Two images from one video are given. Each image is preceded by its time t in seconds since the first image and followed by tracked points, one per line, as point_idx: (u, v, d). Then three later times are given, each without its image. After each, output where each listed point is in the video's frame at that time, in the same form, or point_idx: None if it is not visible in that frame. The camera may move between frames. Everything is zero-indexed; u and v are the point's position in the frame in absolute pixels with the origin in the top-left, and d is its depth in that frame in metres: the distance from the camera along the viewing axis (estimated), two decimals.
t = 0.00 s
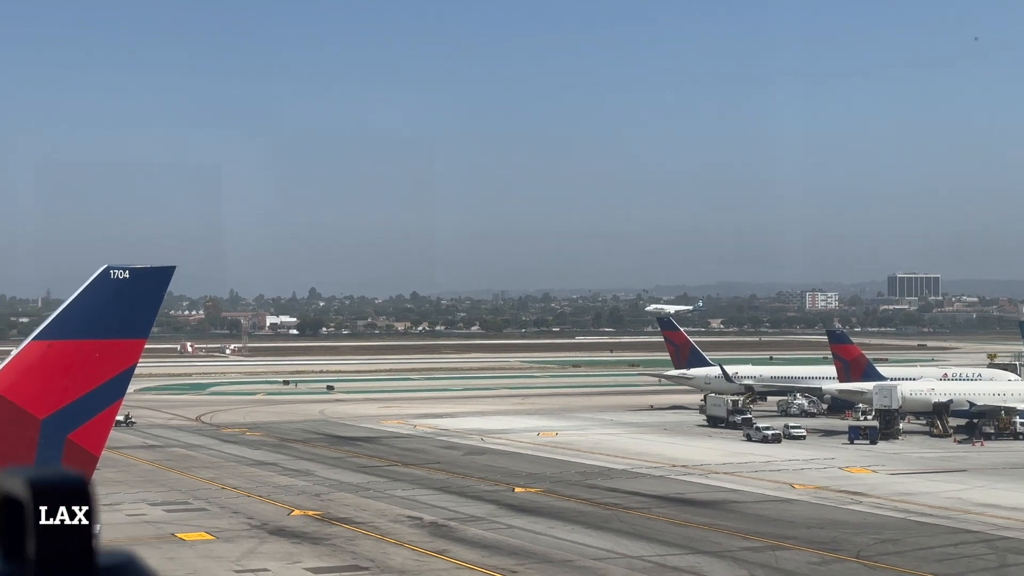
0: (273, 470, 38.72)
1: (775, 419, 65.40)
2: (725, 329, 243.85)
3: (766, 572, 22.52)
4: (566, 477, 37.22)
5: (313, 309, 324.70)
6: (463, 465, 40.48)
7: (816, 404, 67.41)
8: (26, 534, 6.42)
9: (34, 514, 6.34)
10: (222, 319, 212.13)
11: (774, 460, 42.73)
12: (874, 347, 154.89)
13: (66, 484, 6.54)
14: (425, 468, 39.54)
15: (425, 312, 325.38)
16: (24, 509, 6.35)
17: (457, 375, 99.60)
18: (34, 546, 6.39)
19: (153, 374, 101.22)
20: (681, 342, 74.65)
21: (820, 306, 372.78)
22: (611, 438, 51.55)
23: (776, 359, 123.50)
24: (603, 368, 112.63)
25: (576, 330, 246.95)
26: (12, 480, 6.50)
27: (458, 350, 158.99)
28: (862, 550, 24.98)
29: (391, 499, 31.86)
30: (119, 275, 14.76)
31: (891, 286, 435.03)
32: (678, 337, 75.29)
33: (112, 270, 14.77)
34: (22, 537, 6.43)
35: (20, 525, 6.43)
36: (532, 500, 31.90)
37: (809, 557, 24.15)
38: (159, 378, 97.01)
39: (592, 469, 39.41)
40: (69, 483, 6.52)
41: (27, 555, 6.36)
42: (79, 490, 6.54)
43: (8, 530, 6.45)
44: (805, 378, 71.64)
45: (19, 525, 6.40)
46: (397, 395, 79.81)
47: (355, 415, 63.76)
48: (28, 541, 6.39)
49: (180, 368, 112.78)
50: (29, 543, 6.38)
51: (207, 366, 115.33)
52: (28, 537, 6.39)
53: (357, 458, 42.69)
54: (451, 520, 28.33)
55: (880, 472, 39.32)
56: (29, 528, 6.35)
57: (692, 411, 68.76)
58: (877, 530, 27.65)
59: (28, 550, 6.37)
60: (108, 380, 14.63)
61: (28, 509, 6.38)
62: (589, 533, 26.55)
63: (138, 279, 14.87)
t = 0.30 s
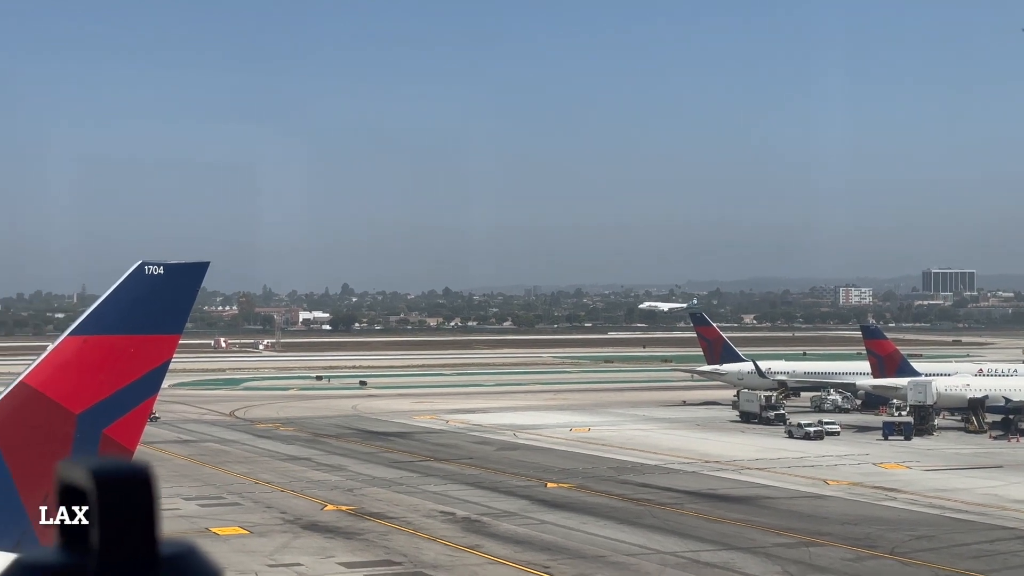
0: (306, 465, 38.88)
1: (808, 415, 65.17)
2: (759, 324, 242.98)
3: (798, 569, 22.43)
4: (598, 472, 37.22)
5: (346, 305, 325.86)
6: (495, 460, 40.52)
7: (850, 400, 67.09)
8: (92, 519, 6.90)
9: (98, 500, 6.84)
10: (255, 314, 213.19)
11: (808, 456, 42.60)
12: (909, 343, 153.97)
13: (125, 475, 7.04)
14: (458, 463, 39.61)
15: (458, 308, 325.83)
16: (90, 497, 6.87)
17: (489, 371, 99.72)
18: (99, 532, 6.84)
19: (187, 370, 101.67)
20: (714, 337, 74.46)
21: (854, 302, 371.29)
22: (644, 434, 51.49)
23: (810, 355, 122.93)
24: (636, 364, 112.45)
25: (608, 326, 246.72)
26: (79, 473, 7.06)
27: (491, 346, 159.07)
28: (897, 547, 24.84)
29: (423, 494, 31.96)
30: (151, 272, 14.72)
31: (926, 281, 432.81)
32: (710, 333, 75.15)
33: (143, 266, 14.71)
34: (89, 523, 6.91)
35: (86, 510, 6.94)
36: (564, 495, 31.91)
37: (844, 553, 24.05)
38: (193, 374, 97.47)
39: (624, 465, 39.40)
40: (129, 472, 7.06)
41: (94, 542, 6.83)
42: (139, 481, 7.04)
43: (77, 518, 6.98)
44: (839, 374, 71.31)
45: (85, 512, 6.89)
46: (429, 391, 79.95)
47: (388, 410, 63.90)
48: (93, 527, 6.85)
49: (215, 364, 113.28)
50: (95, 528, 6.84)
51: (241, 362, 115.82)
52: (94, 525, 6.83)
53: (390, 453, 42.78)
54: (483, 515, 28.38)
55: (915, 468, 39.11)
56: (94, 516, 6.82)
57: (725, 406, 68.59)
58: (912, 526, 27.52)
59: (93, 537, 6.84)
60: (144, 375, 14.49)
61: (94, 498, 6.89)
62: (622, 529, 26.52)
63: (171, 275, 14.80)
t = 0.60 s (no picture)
0: (343, 460, 39.04)
1: (846, 411, 64.83)
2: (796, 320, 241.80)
3: (835, 565, 22.34)
4: (634, 468, 37.19)
5: (383, 300, 326.46)
6: (531, 455, 40.57)
7: (888, 396, 66.73)
8: (155, 509, 6.09)
9: (164, 489, 6.01)
10: (292, 309, 213.91)
11: (845, 452, 42.39)
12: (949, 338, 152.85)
13: (193, 462, 6.20)
14: (494, 458, 39.68)
15: (494, 303, 326.11)
16: (157, 485, 6.03)
17: (525, 367, 99.66)
18: (165, 522, 6.06)
19: (223, 365, 102.15)
20: (749, 332, 74.30)
21: (893, 296, 369.00)
22: (680, 429, 51.41)
23: (847, 351, 122.18)
24: (673, 359, 112.08)
25: (644, 321, 246.23)
26: (142, 462, 6.21)
27: (527, 341, 159.07)
28: (936, 543, 24.68)
29: (460, 489, 32.04)
30: (189, 266, 14.67)
31: (965, 276, 429.75)
32: (746, 328, 74.91)
33: (181, 260, 14.70)
34: (153, 513, 6.10)
35: (149, 500, 6.11)
36: (600, 491, 31.88)
37: (882, 550, 23.91)
38: (231, 369, 97.93)
39: (661, 460, 39.33)
40: (197, 462, 6.22)
41: (160, 533, 6.06)
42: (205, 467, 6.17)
43: (138, 506, 6.14)
44: (877, 369, 70.90)
45: (149, 502, 6.07)
46: (465, 386, 80.07)
47: (424, 405, 64.00)
48: (159, 517, 6.06)
49: (252, 359, 113.72)
50: (159, 520, 6.05)
51: (278, 356, 116.27)
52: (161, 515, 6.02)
53: (426, 448, 42.90)
54: (519, 510, 28.38)
55: (954, 464, 38.85)
56: (160, 506, 6.00)
57: (762, 402, 68.34)
58: (950, 523, 27.34)
59: (159, 526, 6.06)
60: (182, 370, 14.50)
61: (159, 485, 6.06)
62: (658, 525, 26.49)
63: (209, 269, 14.75)
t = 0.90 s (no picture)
0: (381, 456, 39.15)
1: (887, 407, 64.47)
2: (836, 315, 240.02)
3: (874, 561, 22.24)
4: (672, 464, 37.11)
5: (421, 295, 326.48)
6: (569, 451, 40.55)
7: (929, 392, 66.21)
8: (222, 503, 7.05)
9: (229, 482, 6.96)
10: (330, 305, 214.01)
11: (885, 448, 42.13)
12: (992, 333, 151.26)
13: (254, 457, 7.18)
14: (532, 454, 39.69)
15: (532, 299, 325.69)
16: (223, 477, 6.99)
17: (563, 363, 99.41)
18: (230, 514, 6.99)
19: (262, 361, 102.43)
20: (788, 328, 73.99)
21: (933, 291, 366.11)
22: (719, 425, 51.27)
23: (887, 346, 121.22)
24: (711, 355, 111.59)
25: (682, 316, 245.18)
26: (210, 455, 7.20)
27: (566, 336, 158.73)
28: (977, 540, 24.52)
29: (498, 485, 32.08)
30: (230, 263, 14.73)
31: (1006, 272, 426.26)
32: (785, 324, 74.57)
33: (221, 257, 14.76)
34: (222, 506, 7.05)
35: (218, 494, 7.07)
36: (638, 487, 31.86)
37: (922, 546, 23.78)
38: (270, 364, 98.19)
39: (699, 457, 39.21)
40: (258, 457, 7.20)
41: (225, 523, 7.01)
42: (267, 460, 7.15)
43: (208, 499, 7.11)
44: (917, 365, 70.37)
45: (216, 494, 7.04)
46: (503, 382, 80.01)
47: (462, 401, 64.02)
48: (228, 510, 7.00)
49: (291, 355, 113.97)
50: (226, 511, 7.00)
51: (316, 352, 116.49)
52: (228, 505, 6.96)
53: (463, 444, 42.95)
54: (558, 506, 28.40)
55: (996, 461, 38.54)
56: (226, 498, 6.96)
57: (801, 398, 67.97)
58: (992, 519, 27.15)
59: (225, 517, 7.00)
60: (221, 366, 14.53)
61: (224, 475, 7.05)
62: (696, 521, 26.44)
63: (250, 266, 14.80)
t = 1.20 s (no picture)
0: (419, 451, 39.27)
1: (927, 403, 64.09)
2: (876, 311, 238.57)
3: (916, 558, 22.11)
4: (710, 460, 37.02)
5: (458, 292, 326.82)
6: (605, 447, 40.55)
7: (970, 388, 65.77)
8: (282, 500, 8.66)
9: (289, 480, 8.64)
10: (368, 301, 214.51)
11: (926, 444, 41.88)
12: None
13: (307, 459, 8.82)
14: (570, 450, 39.72)
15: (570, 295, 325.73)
16: (284, 475, 8.67)
17: (600, 360, 99.26)
18: (289, 509, 8.61)
19: (301, 357, 102.84)
20: (827, 323, 73.48)
21: (973, 286, 363.19)
22: (757, 421, 51.07)
23: (927, 342, 120.41)
24: (749, 351, 111.16)
25: (721, 312, 244.37)
26: (273, 460, 8.92)
27: (605, 332, 158.41)
28: (1020, 537, 24.31)
29: (535, 481, 32.11)
30: (268, 259, 14.82)
31: None
32: (824, 320, 74.21)
33: (260, 253, 14.85)
34: (280, 501, 8.69)
35: (278, 491, 8.72)
36: (676, 483, 31.82)
37: (963, 543, 23.61)
38: (308, 360, 98.51)
39: (737, 453, 39.10)
40: (313, 460, 8.81)
41: (284, 518, 8.61)
42: (322, 462, 8.76)
43: (269, 496, 8.76)
44: (958, 360, 69.87)
45: (276, 491, 8.67)
46: (540, 378, 79.97)
47: (499, 397, 64.09)
48: (286, 504, 8.63)
49: (330, 350, 114.35)
50: (285, 505, 8.62)
51: (353, 349, 116.81)
52: (286, 499, 8.61)
53: (500, 439, 43.01)
54: (596, 502, 28.38)
55: None
56: (286, 493, 8.62)
57: (841, 394, 67.64)
58: None
59: (284, 513, 8.62)
60: (260, 361, 14.60)
61: (284, 474, 8.73)
62: (735, 517, 26.36)
63: (288, 262, 14.89)
